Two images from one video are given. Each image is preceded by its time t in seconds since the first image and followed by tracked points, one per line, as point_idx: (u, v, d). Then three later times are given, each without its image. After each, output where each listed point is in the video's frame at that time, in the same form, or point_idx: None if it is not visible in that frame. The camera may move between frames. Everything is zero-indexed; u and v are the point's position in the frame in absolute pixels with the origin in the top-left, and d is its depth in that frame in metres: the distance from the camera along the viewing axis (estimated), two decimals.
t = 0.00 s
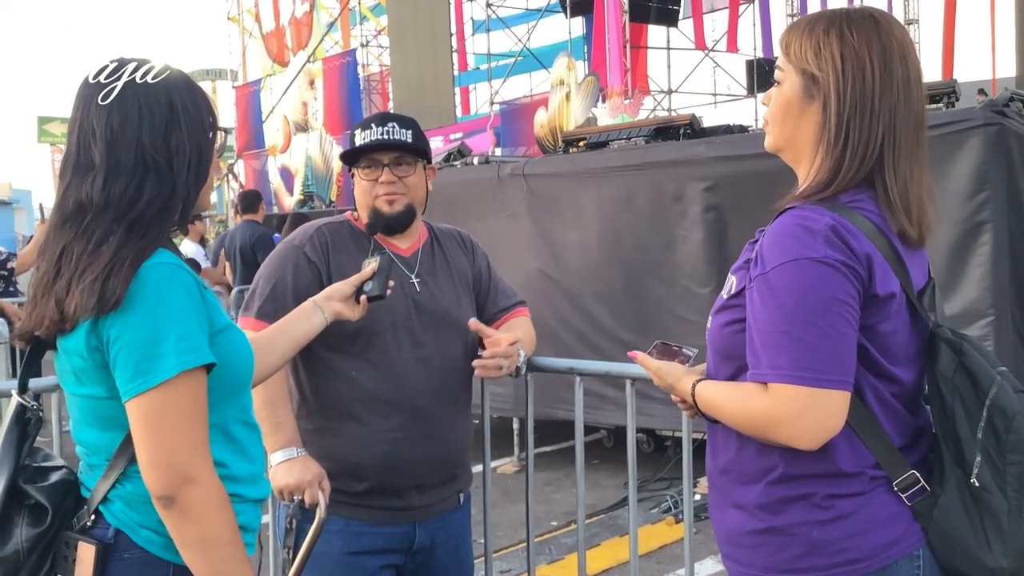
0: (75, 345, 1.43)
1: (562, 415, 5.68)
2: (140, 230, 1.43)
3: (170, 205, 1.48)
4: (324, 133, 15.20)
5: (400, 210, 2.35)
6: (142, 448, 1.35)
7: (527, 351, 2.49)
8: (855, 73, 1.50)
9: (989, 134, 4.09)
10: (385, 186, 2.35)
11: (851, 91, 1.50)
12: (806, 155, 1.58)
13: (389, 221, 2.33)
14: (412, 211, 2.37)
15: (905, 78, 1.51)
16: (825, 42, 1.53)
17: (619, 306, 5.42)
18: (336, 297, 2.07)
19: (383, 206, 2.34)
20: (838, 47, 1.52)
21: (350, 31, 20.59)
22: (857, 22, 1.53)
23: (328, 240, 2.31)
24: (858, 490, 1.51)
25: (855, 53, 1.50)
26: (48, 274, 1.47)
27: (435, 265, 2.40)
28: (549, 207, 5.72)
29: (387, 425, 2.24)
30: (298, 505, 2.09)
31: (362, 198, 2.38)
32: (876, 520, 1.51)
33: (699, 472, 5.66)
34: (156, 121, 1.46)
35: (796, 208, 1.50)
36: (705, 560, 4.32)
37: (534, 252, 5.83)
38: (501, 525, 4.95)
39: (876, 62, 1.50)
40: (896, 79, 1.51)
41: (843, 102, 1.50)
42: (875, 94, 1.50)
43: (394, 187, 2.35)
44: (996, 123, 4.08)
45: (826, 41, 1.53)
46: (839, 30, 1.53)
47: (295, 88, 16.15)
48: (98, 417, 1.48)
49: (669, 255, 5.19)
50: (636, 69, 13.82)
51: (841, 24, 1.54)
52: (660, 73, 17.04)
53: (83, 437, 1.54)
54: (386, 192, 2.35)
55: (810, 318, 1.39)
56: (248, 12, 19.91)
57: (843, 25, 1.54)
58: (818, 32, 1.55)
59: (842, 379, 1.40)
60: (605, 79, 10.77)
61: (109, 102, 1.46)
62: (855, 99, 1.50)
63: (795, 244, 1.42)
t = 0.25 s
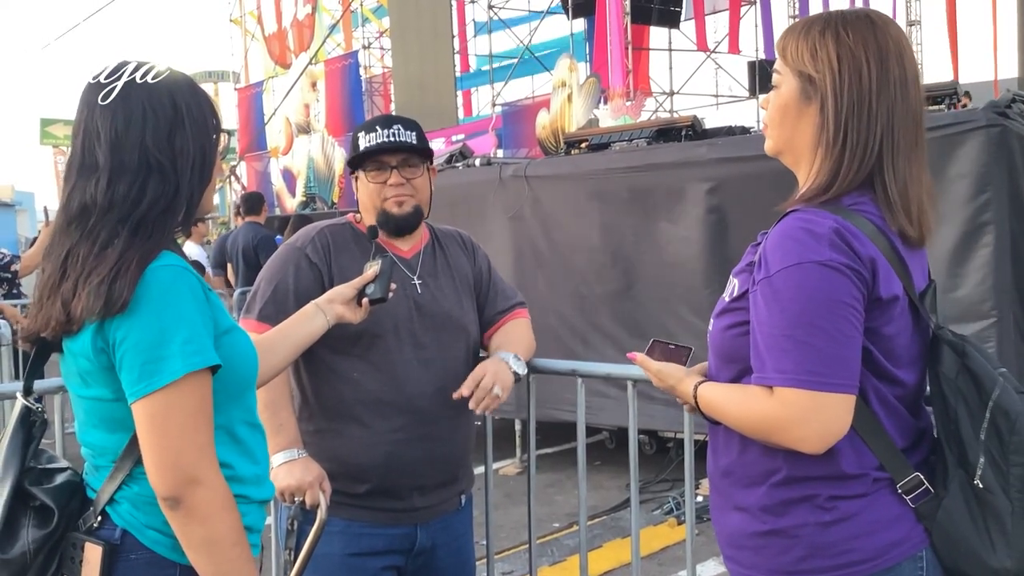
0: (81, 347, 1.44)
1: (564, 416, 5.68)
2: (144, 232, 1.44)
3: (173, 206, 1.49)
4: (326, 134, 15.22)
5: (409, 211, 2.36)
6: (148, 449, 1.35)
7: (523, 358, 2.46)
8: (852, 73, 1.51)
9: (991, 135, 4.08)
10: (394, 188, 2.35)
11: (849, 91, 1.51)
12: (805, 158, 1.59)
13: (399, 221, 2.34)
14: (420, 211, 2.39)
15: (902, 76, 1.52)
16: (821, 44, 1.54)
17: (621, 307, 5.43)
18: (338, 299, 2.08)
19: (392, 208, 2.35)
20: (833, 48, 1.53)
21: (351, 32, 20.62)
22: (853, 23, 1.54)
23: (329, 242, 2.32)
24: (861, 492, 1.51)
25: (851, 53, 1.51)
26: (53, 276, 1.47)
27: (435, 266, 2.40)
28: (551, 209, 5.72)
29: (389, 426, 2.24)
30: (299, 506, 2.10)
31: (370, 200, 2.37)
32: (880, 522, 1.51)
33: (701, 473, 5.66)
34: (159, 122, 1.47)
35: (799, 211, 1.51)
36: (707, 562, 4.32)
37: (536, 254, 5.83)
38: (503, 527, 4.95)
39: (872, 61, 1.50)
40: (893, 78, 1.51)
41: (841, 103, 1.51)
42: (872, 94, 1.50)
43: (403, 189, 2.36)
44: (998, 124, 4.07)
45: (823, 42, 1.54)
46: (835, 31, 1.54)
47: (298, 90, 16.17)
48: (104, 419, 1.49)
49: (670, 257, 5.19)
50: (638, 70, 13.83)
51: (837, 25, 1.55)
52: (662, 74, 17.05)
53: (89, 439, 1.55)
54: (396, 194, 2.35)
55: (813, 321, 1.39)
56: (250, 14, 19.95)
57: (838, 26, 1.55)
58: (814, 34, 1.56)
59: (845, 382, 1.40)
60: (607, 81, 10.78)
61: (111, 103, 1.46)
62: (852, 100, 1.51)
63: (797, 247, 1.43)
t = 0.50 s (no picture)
0: (86, 347, 1.45)
1: (564, 418, 5.69)
2: (149, 233, 1.46)
3: (177, 207, 1.50)
4: (327, 136, 15.24)
5: (405, 210, 2.36)
6: (152, 450, 1.37)
7: (533, 351, 2.51)
8: (847, 73, 1.52)
9: (992, 136, 4.10)
10: (390, 186, 2.37)
11: (845, 92, 1.52)
12: (805, 160, 1.60)
13: (395, 221, 2.35)
14: (417, 212, 2.39)
15: (898, 75, 1.53)
16: (816, 45, 1.56)
17: (621, 309, 5.44)
18: (341, 302, 2.10)
19: (389, 207, 2.36)
20: (828, 49, 1.54)
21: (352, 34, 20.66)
22: (847, 24, 1.56)
23: (328, 244, 2.34)
24: (861, 493, 1.52)
25: (846, 53, 1.53)
26: (58, 278, 1.49)
27: (435, 268, 2.42)
28: (552, 210, 5.74)
29: (389, 428, 2.26)
30: (300, 507, 2.12)
31: (367, 199, 2.39)
32: (879, 523, 1.52)
33: (702, 475, 5.67)
34: (163, 124, 1.49)
35: (800, 213, 1.52)
36: (708, 563, 4.33)
37: (537, 256, 5.85)
38: (504, 528, 4.96)
39: (867, 61, 1.52)
40: (889, 77, 1.53)
41: (837, 103, 1.52)
42: (868, 94, 1.52)
43: (399, 188, 2.38)
44: (998, 125, 4.09)
45: (817, 44, 1.56)
46: (830, 33, 1.56)
47: (299, 92, 16.19)
48: (108, 419, 1.50)
49: (670, 258, 5.21)
50: (639, 72, 13.85)
51: (831, 26, 1.56)
52: (663, 76, 17.07)
53: (92, 439, 1.56)
54: (392, 193, 2.37)
55: (813, 321, 1.40)
56: (251, 16, 19.97)
57: (832, 28, 1.56)
58: (809, 36, 1.58)
59: (846, 383, 1.42)
60: (608, 83, 10.79)
61: (113, 105, 1.48)
62: (849, 100, 1.52)
63: (798, 249, 1.44)
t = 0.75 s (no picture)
0: (88, 350, 1.46)
1: (564, 420, 5.70)
2: (150, 236, 1.47)
3: (178, 210, 1.51)
4: (327, 138, 15.25)
5: (415, 213, 2.38)
6: (154, 453, 1.38)
7: (531, 351, 2.52)
8: (841, 76, 1.53)
9: (991, 138, 4.11)
10: (400, 189, 2.38)
11: (839, 94, 1.53)
12: (804, 163, 1.61)
13: (404, 224, 2.36)
14: (425, 215, 2.41)
15: (893, 75, 1.54)
16: (811, 48, 1.57)
17: (622, 311, 5.45)
18: (342, 303, 2.11)
19: (397, 209, 2.37)
20: (822, 51, 1.56)
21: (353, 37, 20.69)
22: (841, 27, 1.57)
23: (329, 247, 2.35)
24: (860, 494, 1.53)
25: (840, 56, 1.54)
26: (60, 281, 1.50)
27: (436, 270, 2.43)
28: (552, 213, 5.75)
29: (390, 430, 2.27)
30: (300, 510, 2.13)
31: (375, 200, 2.39)
32: (878, 525, 1.53)
33: (701, 477, 5.67)
34: (163, 127, 1.50)
35: (800, 215, 1.53)
36: (708, 565, 4.34)
37: (537, 258, 5.86)
38: (504, 530, 4.97)
39: (861, 63, 1.53)
40: (884, 78, 1.53)
41: (832, 105, 1.54)
42: (862, 95, 1.53)
43: (409, 191, 2.39)
44: (998, 127, 4.10)
45: (813, 47, 1.57)
46: (824, 35, 1.57)
47: (299, 94, 16.20)
48: (111, 422, 1.51)
49: (670, 260, 5.22)
50: (639, 74, 13.86)
51: (825, 29, 1.57)
52: (663, 78, 17.08)
53: (96, 442, 1.57)
54: (401, 195, 2.38)
55: (810, 323, 1.41)
56: (251, 18, 19.99)
57: (827, 30, 1.58)
58: (804, 40, 1.59)
59: (843, 384, 1.43)
60: (607, 85, 10.80)
61: (113, 108, 1.49)
62: (843, 101, 1.53)
63: (795, 251, 1.45)
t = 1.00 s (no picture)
0: (92, 354, 1.47)
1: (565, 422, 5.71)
2: (152, 240, 1.48)
3: (179, 214, 1.52)
4: (327, 141, 15.27)
5: (415, 222, 2.39)
6: (159, 456, 1.39)
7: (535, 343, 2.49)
8: (840, 78, 1.55)
9: (991, 140, 4.12)
10: (401, 197, 2.39)
11: (837, 96, 1.55)
12: (803, 165, 1.63)
13: (405, 232, 2.38)
14: (426, 223, 2.42)
15: (893, 78, 1.54)
16: (811, 52, 1.58)
17: (622, 313, 5.46)
18: (344, 304, 2.12)
19: (398, 217, 2.38)
20: (823, 54, 1.57)
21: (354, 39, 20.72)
22: (842, 30, 1.58)
23: (331, 250, 2.36)
24: (861, 496, 1.54)
25: (840, 59, 1.55)
26: (63, 285, 1.51)
27: (437, 273, 2.44)
28: (553, 215, 5.76)
29: (391, 432, 2.27)
30: (302, 512, 2.13)
31: (377, 208, 2.40)
32: (879, 526, 1.54)
33: (702, 479, 5.68)
34: (165, 131, 1.51)
35: (800, 218, 1.54)
36: (708, 567, 4.34)
37: (537, 260, 5.87)
38: (504, 532, 4.98)
39: (861, 66, 1.54)
40: (883, 80, 1.54)
41: (831, 107, 1.55)
42: (861, 97, 1.54)
43: (410, 200, 2.39)
44: (998, 129, 4.12)
45: (813, 51, 1.58)
46: (825, 39, 1.58)
47: (300, 97, 16.26)
48: (116, 425, 1.52)
49: (671, 262, 5.23)
50: (640, 77, 13.87)
51: (826, 33, 1.59)
52: (664, 80, 17.09)
53: (101, 446, 1.58)
54: (403, 204, 2.39)
55: (810, 326, 1.42)
56: (252, 21, 20.03)
57: (828, 34, 1.59)
58: (805, 43, 1.60)
59: (843, 387, 1.43)
60: (608, 87, 10.81)
61: (115, 113, 1.50)
62: (841, 103, 1.54)
63: (795, 254, 1.46)
